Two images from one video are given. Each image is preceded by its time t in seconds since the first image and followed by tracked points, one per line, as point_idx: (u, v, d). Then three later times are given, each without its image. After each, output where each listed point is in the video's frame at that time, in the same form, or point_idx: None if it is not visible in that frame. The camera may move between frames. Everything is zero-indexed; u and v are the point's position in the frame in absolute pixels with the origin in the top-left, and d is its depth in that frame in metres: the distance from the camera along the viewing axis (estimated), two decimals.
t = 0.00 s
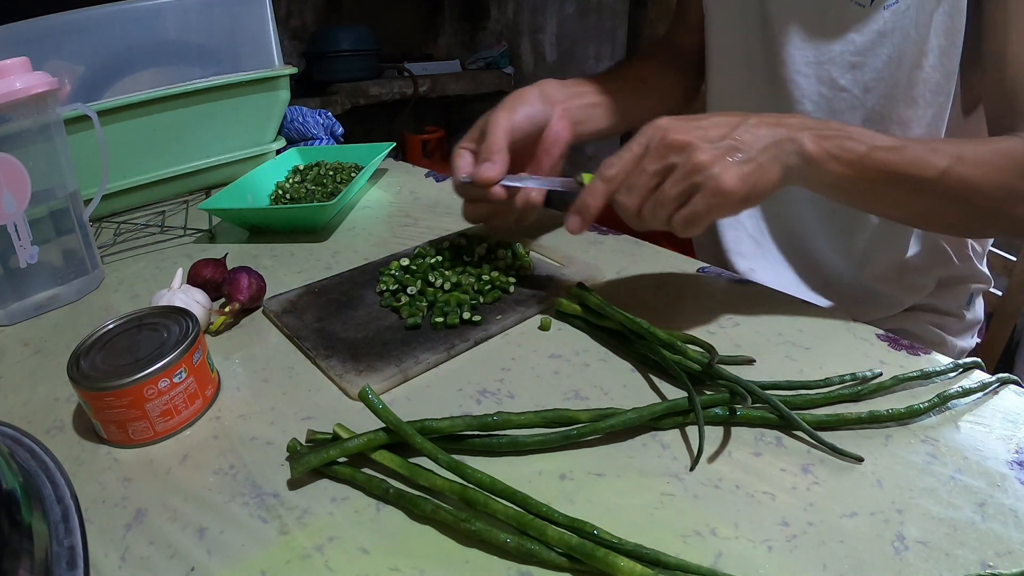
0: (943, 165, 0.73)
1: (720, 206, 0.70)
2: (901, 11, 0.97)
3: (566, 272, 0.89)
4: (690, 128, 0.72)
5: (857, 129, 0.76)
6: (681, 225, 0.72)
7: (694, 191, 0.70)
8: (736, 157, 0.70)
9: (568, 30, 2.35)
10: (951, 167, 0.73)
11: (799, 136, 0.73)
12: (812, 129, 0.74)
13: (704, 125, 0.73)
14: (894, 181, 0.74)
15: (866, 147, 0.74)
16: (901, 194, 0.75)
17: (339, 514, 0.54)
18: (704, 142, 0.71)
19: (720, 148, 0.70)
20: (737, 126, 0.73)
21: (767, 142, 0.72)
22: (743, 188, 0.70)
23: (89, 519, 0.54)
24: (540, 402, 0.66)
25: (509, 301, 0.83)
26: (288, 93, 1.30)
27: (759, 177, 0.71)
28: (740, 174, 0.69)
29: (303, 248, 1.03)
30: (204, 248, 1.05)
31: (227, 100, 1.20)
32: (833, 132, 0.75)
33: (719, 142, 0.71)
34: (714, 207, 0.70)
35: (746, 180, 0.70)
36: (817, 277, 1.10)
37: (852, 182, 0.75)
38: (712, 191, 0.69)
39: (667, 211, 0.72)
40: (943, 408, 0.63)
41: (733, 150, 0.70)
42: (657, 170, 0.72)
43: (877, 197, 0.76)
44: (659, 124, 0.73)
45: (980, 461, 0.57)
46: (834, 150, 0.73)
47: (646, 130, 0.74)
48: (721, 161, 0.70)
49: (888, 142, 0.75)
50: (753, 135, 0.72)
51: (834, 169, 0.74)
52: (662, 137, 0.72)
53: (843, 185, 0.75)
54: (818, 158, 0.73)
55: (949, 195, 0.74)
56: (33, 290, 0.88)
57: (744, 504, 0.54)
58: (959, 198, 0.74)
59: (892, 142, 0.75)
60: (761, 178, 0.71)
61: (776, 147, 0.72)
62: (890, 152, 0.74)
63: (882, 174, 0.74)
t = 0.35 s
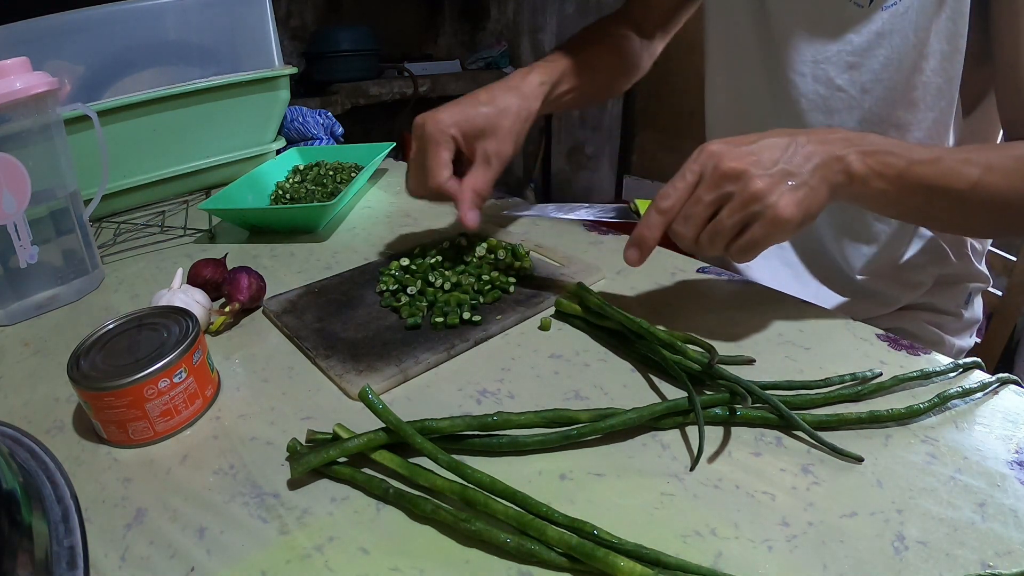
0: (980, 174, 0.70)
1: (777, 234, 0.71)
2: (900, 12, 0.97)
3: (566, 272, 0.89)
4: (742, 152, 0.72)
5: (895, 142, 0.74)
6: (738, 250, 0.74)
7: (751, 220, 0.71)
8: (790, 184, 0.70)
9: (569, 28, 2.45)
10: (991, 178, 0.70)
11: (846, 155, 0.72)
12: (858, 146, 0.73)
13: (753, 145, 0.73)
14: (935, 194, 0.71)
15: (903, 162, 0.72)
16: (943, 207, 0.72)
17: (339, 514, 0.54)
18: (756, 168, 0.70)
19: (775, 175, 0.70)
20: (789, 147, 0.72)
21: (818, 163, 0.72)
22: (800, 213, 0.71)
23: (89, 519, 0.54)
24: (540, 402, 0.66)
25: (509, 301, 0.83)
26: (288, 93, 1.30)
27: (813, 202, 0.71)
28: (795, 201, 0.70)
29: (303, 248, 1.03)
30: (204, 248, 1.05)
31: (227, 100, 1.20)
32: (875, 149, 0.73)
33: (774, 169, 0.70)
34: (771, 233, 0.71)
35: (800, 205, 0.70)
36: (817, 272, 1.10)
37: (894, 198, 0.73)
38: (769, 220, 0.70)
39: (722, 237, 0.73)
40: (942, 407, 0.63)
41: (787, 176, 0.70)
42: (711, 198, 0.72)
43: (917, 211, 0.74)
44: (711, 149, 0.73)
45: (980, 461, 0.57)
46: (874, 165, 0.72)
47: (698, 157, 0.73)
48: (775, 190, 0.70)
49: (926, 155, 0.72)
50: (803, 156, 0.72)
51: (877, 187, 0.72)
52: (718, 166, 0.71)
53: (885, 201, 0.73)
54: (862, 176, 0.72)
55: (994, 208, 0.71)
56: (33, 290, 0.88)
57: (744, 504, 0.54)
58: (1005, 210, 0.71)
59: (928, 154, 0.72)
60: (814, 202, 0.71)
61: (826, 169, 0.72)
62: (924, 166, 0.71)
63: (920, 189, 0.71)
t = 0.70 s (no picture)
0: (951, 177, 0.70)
1: (711, 220, 0.65)
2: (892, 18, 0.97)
3: (567, 273, 0.89)
4: (680, 125, 0.66)
5: (866, 138, 0.73)
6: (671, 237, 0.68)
7: (682, 203, 0.65)
8: (734, 165, 0.64)
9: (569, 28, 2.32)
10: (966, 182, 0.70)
11: (804, 143, 0.69)
12: (819, 136, 0.70)
13: (694, 120, 0.67)
14: (908, 195, 0.71)
15: (875, 160, 0.71)
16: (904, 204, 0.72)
17: (339, 514, 0.54)
18: (697, 144, 0.65)
19: (714, 153, 0.64)
20: (738, 127, 0.67)
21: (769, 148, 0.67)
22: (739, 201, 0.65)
23: (89, 519, 0.54)
24: (540, 402, 0.66)
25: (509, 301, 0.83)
26: (288, 93, 1.30)
27: (757, 190, 0.65)
28: (738, 185, 0.64)
29: (303, 248, 1.03)
30: (203, 248, 1.05)
31: (226, 100, 1.20)
32: (842, 141, 0.71)
33: (716, 146, 0.65)
34: (705, 221, 0.65)
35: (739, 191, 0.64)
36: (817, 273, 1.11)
37: (861, 195, 0.72)
38: (702, 204, 0.64)
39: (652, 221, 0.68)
40: (943, 408, 0.63)
41: (732, 156, 0.65)
42: (644, 175, 0.66)
43: (883, 211, 0.74)
44: (646, 119, 0.66)
45: (980, 461, 0.57)
46: (843, 161, 0.70)
47: (632, 127, 0.67)
48: (716, 170, 0.64)
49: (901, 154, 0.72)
50: (752, 138, 0.67)
51: (840, 182, 0.71)
52: (651, 139, 0.65)
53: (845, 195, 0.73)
54: (823, 168, 0.70)
55: (951, 212, 0.71)
56: (33, 290, 0.88)
57: (744, 504, 0.54)
58: (974, 216, 0.71)
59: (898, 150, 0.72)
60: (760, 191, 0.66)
61: (778, 155, 0.67)
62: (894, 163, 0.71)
63: (892, 187, 0.71)
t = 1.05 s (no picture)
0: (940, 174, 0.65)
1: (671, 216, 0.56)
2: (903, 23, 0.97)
3: (567, 272, 0.89)
4: (625, 101, 0.56)
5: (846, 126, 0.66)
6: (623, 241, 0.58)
7: (633, 198, 0.56)
8: (694, 150, 0.56)
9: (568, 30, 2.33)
10: (954, 177, 0.65)
11: (776, 128, 0.61)
12: (792, 120, 0.62)
13: (643, 97, 0.57)
14: (896, 190, 0.64)
15: (859, 149, 0.64)
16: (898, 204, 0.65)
17: (339, 514, 0.54)
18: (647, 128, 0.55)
19: (675, 135, 0.55)
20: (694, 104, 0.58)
21: (734, 130, 0.58)
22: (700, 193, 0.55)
23: (89, 519, 0.54)
24: (540, 402, 0.66)
25: (509, 301, 0.83)
26: (288, 93, 1.30)
27: (722, 179, 0.57)
28: (699, 173, 0.55)
29: (303, 248, 1.03)
30: (203, 248, 1.05)
31: (226, 99, 1.20)
32: (821, 129, 0.64)
33: (672, 128, 0.55)
34: (658, 220, 0.56)
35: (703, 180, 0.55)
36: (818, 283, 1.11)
37: (843, 193, 0.64)
38: (656, 197, 0.54)
39: (600, 219, 0.58)
40: (942, 408, 0.63)
41: (692, 140, 0.56)
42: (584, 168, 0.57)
43: (866, 209, 0.66)
44: (585, 101, 0.57)
45: (980, 461, 0.57)
46: (821, 150, 0.63)
47: (569, 109, 0.58)
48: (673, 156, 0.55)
49: (886, 144, 0.65)
50: (716, 120, 0.58)
51: (820, 176, 0.63)
52: (595, 119, 0.55)
53: (827, 197, 0.65)
54: (799, 157, 0.62)
55: (943, 211, 0.65)
56: (33, 290, 0.88)
57: (744, 504, 0.54)
58: (958, 213, 0.65)
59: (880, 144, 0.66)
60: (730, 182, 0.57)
61: (745, 139, 0.59)
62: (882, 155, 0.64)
63: (880, 180, 0.64)
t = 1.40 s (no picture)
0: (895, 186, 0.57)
1: (542, 246, 0.55)
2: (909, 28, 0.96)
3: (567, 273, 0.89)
4: (516, 129, 0.58)
5: (776, 141, 0.61)
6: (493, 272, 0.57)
7: (505, 222, 0.56)
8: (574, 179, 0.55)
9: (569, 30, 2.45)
10: (911, 187, 0.57)
11: (689, 153, 0.58)
12: (710, 143, 0.59)
13: (540, 124, 0.59)
14: (838, 210, 0.57)
15: (790, 167, 0.58)
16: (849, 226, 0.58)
17: (339, 514, 0.54)
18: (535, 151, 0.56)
19: (561, 160, 0.55)
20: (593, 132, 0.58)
21: (637, 158, 0.57)
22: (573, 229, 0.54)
23: (89, 519, 0.54)
24: (540, 402, 0.66)
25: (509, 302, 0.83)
26: (288, 93, 1.30)
27: (607, 210, 0.55)
28: (573, 204, 0.54)
29: (303, 248, 1.03)
30: (204, 248, 1.05)
31: (226, 99, 1.20)
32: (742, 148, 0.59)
33: (558, 154, 0.56)
34: (530, 249, 0.56)
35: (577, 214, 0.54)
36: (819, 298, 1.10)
37: (776, 215, 0.58)
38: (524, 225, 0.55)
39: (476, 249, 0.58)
40: (943, 408, 0.63)
41: (578, 166, 0.55)
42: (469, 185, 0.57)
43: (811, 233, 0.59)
44: (483, 121, 0.59)
45: (980, 461, 0.57)
46: (742, 173, 0.58)
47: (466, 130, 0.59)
48: (552, 181, 0.55)
49: (826, 159, 0.59)
50: (616, 147, 0.57)
51: (743, 199, 0.58)
52: (482, 139, 0.57)
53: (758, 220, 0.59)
54: (714, 182, 0.57)
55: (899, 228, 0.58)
56: (33, 290, 0.87)
57: (744, 504, 0.54)
58: (920, 228, 0.57)
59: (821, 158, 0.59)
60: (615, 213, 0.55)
61: (650, 166, 0.57)
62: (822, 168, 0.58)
63: (819, 199, 0.57)
